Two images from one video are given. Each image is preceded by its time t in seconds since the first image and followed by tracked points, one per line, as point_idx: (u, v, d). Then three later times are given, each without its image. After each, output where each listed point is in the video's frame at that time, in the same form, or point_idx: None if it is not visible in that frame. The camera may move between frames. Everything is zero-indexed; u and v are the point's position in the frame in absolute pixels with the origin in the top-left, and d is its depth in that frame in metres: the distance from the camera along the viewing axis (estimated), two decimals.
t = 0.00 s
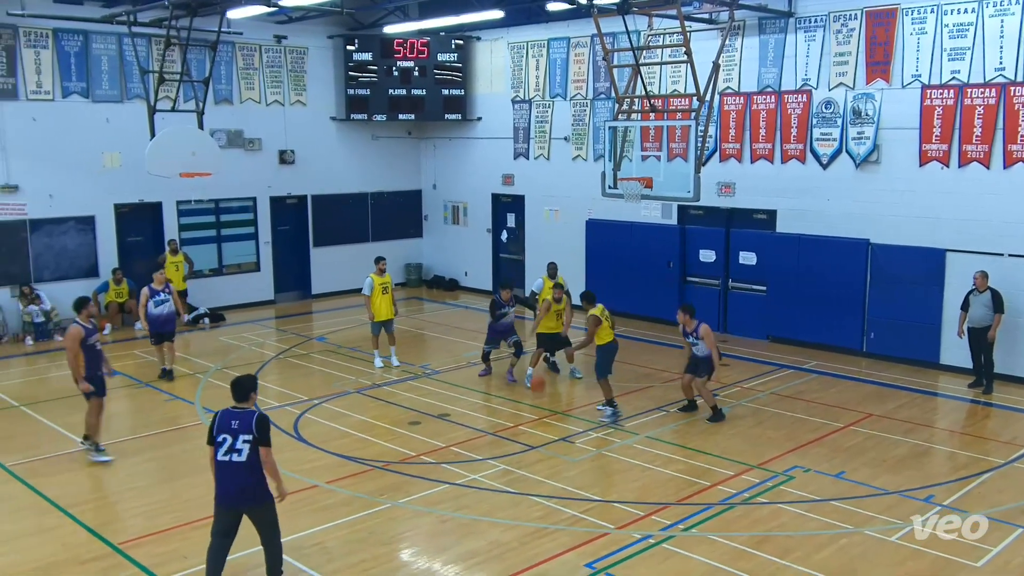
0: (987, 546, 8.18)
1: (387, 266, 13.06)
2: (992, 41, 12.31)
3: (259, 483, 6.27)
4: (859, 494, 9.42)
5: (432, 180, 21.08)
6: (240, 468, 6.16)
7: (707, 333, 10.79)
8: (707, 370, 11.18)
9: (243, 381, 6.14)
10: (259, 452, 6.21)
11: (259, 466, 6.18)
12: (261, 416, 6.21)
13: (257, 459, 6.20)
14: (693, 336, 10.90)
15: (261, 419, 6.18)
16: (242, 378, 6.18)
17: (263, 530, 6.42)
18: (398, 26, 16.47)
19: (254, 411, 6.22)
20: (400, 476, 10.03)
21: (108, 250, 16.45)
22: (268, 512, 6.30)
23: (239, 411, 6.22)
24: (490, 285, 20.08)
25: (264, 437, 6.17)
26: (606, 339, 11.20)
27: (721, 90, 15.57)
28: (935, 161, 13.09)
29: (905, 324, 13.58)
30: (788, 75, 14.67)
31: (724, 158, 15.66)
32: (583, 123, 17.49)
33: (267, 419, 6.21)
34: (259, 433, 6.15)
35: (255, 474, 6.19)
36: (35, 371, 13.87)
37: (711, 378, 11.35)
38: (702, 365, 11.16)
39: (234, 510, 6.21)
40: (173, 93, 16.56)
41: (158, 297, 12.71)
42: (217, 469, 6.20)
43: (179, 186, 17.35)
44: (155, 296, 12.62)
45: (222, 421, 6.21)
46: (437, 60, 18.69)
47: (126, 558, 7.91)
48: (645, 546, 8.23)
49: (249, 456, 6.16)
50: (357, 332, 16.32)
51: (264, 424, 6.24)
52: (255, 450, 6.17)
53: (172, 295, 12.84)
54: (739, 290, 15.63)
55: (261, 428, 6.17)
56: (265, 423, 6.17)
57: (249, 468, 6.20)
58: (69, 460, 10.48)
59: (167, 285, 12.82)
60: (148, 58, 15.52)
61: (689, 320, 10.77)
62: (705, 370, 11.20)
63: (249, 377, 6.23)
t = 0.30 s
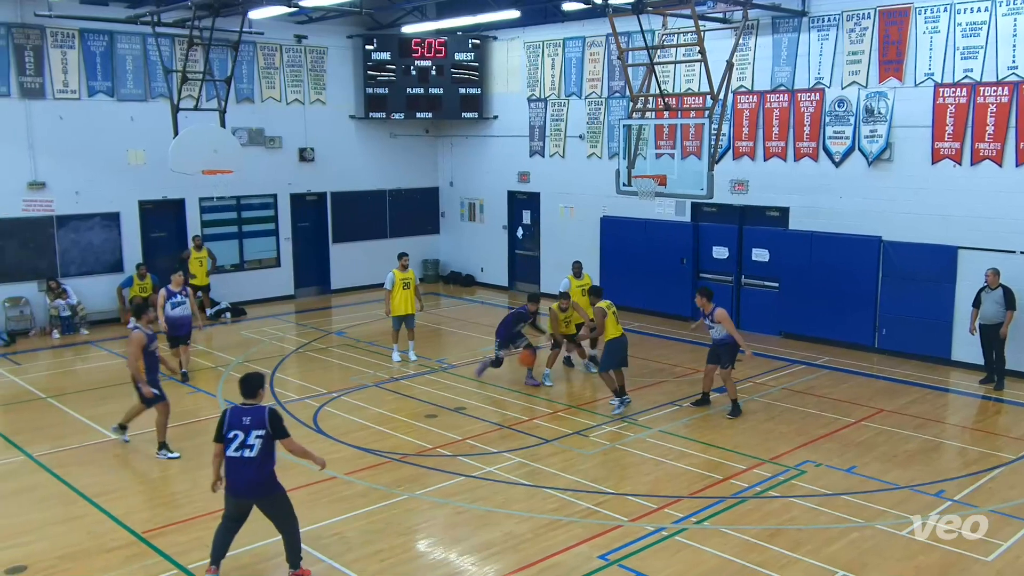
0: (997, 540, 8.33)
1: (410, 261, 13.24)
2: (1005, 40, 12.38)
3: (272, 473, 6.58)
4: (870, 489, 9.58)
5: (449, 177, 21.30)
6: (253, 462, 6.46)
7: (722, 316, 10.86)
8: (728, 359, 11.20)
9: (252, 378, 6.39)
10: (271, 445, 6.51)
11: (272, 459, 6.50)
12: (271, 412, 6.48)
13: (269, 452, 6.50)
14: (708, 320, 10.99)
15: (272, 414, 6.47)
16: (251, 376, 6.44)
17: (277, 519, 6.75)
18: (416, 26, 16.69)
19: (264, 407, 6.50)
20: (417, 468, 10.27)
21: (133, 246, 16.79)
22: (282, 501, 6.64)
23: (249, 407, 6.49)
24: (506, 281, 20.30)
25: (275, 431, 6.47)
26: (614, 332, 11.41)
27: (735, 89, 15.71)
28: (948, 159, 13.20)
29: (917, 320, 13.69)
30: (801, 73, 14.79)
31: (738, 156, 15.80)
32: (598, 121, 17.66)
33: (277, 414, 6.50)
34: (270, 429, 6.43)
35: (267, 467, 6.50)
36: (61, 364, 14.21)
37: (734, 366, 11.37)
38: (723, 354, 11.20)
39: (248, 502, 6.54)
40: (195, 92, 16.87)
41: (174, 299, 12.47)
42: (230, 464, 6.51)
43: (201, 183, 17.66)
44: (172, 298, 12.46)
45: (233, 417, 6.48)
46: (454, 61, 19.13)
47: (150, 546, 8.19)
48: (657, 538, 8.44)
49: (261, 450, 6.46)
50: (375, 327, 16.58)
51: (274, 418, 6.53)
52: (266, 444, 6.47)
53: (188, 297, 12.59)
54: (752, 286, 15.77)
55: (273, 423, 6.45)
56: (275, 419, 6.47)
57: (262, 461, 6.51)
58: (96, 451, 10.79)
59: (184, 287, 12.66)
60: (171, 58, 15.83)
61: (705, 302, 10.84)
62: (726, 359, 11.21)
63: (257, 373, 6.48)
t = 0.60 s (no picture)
0: (1005, 537, 8.43)
1: (423, 259, 13.34)
2: (1015, 39, 12.44)
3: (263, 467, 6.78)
4: (878, 485, 9.69)
5: (461, 175, 21.48)
6: (241, 453, 6.63)
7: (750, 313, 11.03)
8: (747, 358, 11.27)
9: (236, 372, 6.60)
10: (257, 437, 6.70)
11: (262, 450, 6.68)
12: (255, 403, 6.67)
13: (257, 443, 6.68)
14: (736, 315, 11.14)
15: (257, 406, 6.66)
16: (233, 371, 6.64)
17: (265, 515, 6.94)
18: (430, 26, 16.84)
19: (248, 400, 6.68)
20: (429, 462, 10.45)
21: (151, 242, 17.05)
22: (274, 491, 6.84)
23: (234, 401, 6.67)
24: (518, 279, 20.46)
25: (260, 423, 6.66)
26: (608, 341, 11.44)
27: (745, 87, 15.81)
28: (957, 157, 13.27)
29: (926, 317, 13.77)
30: (811, 72, 14.87)
31: (748, 155, 15.91)
32: (609, 120, 17.79)
33: (261, 406, 6.70)
34: (257, 420, 6.63)
35: (255, 458, 6.68)
36: (81, 358, 14.47)
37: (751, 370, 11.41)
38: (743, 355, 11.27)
39: (240, 494, 6.71)
40: (213, 91, 17.11)
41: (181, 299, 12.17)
42: (220, 458, 6.66)
43: (218, 181, 17.89)
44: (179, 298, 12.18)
45: (219, 413, 6.65)
46: (467, 60, 19.29)
47: (167, 538, 8.40)
48: (667, 532, 8.59)
49: (249, 442, 6.65)
50: (388, 323, 16.77)
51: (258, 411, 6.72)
52: (254, 435, 6.66)
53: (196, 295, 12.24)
54: (762, 283, 15.87)
55: (258, 415, 6.65)
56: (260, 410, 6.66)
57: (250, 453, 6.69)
58: (115, 444, 11.02)
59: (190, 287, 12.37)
60: (189, 58, 16.07)
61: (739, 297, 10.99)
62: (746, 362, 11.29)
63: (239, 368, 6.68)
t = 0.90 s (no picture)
0: (1009, 535, 8.48)
1: (421, 260, 13.36)
2: (1019, 39, 12.47)
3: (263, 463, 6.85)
4: (882, 483, 9.75)
5: (467, 174, 21.56)
6: (238, 447, 6.73)
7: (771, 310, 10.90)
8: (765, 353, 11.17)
9: (236, 367, 6.76)
10: (255, 432, 6.81)
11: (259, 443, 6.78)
12: (253, 398, 6.80)
13: (254, 438, 6.79)
14: (759, 310, 10.98)
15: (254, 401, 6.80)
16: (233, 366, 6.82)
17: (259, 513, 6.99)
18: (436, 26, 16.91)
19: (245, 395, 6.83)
20: (435, 459, 10.54)
21: (159, 241, 17.18)
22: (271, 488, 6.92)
23: (232, 396, 6.81)
24: (524, 277, 20.55)
25: (258, 417, 6.78)
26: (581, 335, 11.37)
27: (750, 87, 15.86)
28: (961, 157, 13.30)
29: (930, 316, 13.82)
30: (816, 71, 14.91)
31: (753, 154, 15.97)
32: (614, 119, 17.86)
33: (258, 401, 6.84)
34: (255, 413, 6.76)
35: (251, 453, 6.77)
36: (90, 356, 14.59)
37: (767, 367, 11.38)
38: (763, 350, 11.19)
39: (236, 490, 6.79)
40: (220, 90, 17.23)
41: (176, 303, 12.24)
42: (217, 453, 6.76)
43: (226, 180, 18.01)
44: (172, 301, 12.25)
45: (217, 407, 6.79)
46: (473, 60, 19.30)
47: (177, 534, 8.50)
48: (671, 529, 8.67)
49: (246, 436, 6.75)
50: (394, 321, 16.87)
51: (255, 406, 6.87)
52: (252, 429, 6.77)
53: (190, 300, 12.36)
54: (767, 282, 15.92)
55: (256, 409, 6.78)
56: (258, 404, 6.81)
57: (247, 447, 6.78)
58: (124, 441, 11.13)
59: (184, 291, 12.48)
60: (197, 58, 16.18)
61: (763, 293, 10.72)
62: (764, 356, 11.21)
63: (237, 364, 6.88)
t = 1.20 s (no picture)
0: (1004, 536, 8.45)
1: (400, 262, 13.12)
2: (1014, 39, 12.46)
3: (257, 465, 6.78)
4: (877, 484, 9.71)
5: (461, 175, 21.48)
6: (234, 452, 6.64)
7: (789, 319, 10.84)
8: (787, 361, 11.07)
9: (238, 369, 6.68)
10: (252, 437, 6.71)
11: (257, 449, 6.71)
12: (252, 403, 6.70)
13: (251, 442, 6.71)
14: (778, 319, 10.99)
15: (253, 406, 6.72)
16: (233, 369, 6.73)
17: (254, 518, 6.91)
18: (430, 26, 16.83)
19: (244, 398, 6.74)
20: (430, 462, 10.46)
21: (151, 242, 17.07)
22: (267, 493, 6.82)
23: (232, 399, 6.73)
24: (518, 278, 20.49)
25: (255, 422, 6.68)
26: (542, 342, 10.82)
27: (745, 88, 15.82)
28: (957, 157, 13.28)
29: (926, 317, 13.79)
30: (811, 72, 14.88)
31: (748, 155, 15.93)
32: (609, 120, 17.80)
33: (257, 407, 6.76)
34: (253, 418, 6.67)
35: (248, 457, 6.69)
36: (81, 358, 14.47)
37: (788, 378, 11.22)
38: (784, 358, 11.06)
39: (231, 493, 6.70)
40: (212, 91, 17.13)
41: (153, 309, 12.01)
42: (213, 456, 6.68)
43: (218, 181, 17.92)
44: (150, 308, 11.95)
45: (216, 409, 6.71)
46: (467, 60, 19.23)
47: (169, 537, 8.41)
48: (667, 532, 8.60)
49: (242, 441, 6.66)
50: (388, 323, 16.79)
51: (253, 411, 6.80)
52: (249, 434, 6.68)
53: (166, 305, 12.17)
54: (761, 283, 15.88)
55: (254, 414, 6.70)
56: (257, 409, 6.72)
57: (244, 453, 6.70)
58: (116, 443, 11.03)
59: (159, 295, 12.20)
60: (189, 58, 16.09)
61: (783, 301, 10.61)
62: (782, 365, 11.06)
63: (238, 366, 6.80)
